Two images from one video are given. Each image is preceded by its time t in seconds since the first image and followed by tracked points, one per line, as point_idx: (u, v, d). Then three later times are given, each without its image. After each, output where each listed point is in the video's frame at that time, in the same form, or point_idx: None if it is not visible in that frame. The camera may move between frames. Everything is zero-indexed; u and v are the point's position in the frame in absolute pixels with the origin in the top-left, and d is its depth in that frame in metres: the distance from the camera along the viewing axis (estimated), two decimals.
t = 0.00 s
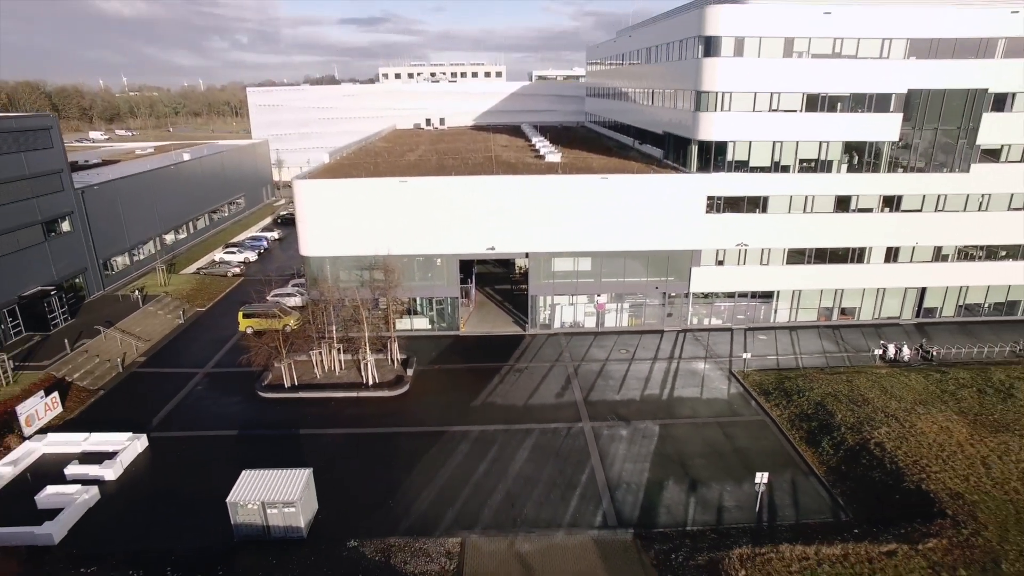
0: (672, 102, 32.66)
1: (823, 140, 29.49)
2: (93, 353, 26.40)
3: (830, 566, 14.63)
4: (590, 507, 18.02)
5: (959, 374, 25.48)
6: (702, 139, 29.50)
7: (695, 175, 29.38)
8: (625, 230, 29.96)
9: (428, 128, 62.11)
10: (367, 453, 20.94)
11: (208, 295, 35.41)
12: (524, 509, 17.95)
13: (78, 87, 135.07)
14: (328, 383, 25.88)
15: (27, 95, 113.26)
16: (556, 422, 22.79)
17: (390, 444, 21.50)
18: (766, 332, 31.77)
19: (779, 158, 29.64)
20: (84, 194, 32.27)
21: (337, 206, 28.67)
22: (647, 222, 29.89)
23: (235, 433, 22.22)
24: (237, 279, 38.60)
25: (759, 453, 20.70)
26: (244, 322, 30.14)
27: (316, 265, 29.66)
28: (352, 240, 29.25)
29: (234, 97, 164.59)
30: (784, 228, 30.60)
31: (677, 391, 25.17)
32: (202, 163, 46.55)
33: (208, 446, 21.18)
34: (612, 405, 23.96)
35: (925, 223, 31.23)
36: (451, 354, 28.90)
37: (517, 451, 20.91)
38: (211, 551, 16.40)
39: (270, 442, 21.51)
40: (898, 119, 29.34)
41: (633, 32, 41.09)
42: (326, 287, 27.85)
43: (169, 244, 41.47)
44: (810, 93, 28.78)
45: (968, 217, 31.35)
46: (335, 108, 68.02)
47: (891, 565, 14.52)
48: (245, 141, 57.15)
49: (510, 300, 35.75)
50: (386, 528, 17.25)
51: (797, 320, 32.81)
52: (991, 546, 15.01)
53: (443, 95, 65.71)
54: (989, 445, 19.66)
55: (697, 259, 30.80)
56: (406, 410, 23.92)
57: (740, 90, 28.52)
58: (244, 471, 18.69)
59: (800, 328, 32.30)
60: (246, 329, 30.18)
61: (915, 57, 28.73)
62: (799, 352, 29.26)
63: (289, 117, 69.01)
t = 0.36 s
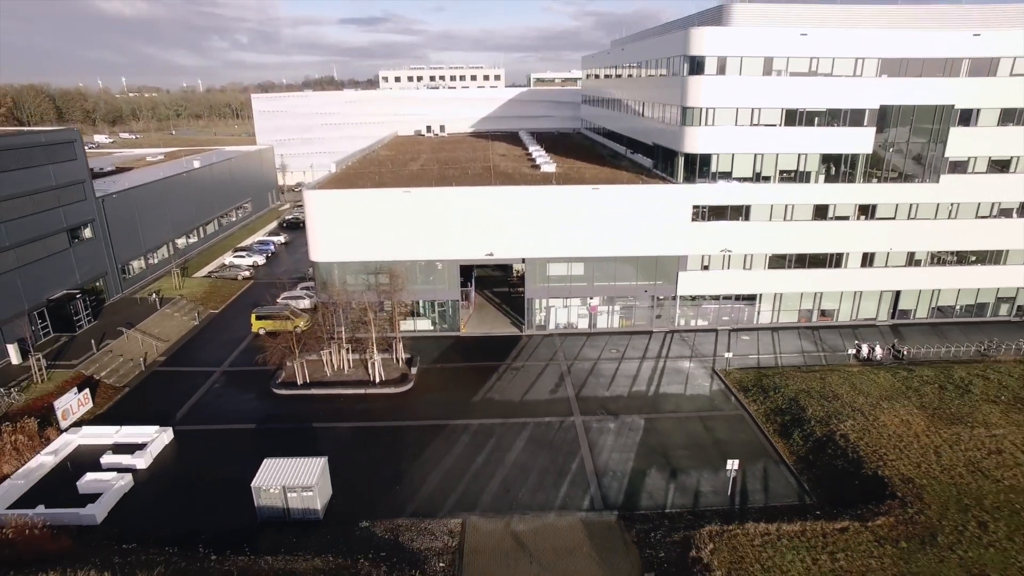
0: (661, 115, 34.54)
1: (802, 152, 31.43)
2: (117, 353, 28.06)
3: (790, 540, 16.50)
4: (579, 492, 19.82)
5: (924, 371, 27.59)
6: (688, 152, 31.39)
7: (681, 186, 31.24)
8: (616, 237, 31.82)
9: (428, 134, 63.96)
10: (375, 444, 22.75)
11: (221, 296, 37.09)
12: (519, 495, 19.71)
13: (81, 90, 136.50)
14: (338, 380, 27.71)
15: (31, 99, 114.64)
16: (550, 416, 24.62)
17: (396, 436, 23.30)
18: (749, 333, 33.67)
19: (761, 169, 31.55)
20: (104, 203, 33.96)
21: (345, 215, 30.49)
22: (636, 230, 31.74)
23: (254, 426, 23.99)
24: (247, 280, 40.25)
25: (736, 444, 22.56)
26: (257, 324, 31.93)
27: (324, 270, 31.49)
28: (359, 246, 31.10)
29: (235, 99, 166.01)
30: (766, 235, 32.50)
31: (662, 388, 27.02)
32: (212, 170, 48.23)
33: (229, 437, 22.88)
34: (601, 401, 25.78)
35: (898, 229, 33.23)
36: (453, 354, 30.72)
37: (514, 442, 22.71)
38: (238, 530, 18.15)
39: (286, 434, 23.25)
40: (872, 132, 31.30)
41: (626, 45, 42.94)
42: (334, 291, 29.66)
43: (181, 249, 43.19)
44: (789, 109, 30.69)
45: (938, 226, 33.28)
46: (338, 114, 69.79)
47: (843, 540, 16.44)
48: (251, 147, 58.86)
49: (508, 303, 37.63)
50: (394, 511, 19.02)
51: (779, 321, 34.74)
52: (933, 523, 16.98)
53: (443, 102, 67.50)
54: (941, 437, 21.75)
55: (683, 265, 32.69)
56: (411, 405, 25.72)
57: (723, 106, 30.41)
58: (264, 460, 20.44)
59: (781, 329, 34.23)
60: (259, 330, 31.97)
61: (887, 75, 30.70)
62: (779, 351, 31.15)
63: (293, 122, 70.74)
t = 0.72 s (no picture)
0: (648, 127, 36.42)
1: (779, 163, 33.45)
2: (136, 352, 29.63)
3: (755, 519, 18.48)
4: (568, 479, 21.66)
5: (891, 368, 29.73)
6: (672, 162, 33.32)
7: (667, 195, 33.17)
8: (605, 243, 33.71)
9: (426, 140, 65.78)
10: (379, 435, 24.55)
11: (229, 298, 38.76)
12: (513, 481, 21.53)
13: (81, 92, 137.44)
14: (344, 376, 29.32)
15: (33, 102, 115.75)
16: (542, 410, 26.51)
17: (399, 428, 25.08)
18: (731, 333, 35.65)
19: (741, 179, 33.54)
20: (120, 210, 35.50)
21: (350, 223, 32.33)
22: (624, 236, 33.63)
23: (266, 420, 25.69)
24: (254, 283, 41.91)
25: (712, 435, 24.49)
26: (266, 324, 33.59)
27: (330, 275, 33.33)
28: (362, 252, 32.94)
29: (233, 101, 167.06)
30: (747, 241, 34.44)
31: (647, 384, 28.94)
32: (218, 176, 49.83)
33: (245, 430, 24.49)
34: (590, 396, 27.66)
35: (872, 235, 35.34)
36: (452, 353, 32.56)
37: (508, 435, 24.57)
38: (257, 513, 19.84)
39: (298, 426, 24.99)
40: (845, 144, 33.42)
41: (617, 57, 44.88)
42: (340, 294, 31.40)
43: (190, 252, 44.81)
44: (767, 122, 32.68)
45: (910, 231, 35.44)
46: (338, 119, 71.43)
47: (801, 519, 18.49)
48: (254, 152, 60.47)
49: (503, 304, 39.50)
50: (399, 494, 20.76)
51: (760, 322, 36.72)
52: (882, 503, 19.15)
53: (441, 108, 69.30)
54: (899, 427, 23.96)
55: (669, 268, 34.63)
56: (412, 400, 27.52)
57: (705, 119, 32.37)
58: (279, 450, 22.17)
59: (762, 329, 36.24)
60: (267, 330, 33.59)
61: (860, 91, 32.77)
62: (758, 350, 33.10)
63: (294, 127, 72.27)
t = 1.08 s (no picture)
0: (635, 137, 38.42)
1: (758, 171, 35.55)
2: (151, 352, 31.27)
3: (726, 500, 20.49)
4: (557, 466, 23.49)
5: (860, 365, 31.93)
6: (657, 171, 35.34)
7: (652, 201, 35.16)
8: (594, 247, 35.67)
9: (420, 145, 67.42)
10: (382, 428, 26.36)
11: (236, 299, 40.45)
12: (506, 468, 23.36)
13: (79, 95, 138.42)
14: (348, 373, 31.11)
15: (33, 106, 116.84)
16: (533, 405, 28.39)
17: (400, 421, 26.89)
18: (713, 332, 37.70)
19: (722, 187, 35.61)
20: (133, 216, 37.09)
21: (353, 230, 34.15)
22: (612, 240, 35.58)
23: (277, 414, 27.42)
24: (258, 285, 43.60)
25: (692, 426, 26.44)
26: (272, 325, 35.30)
27: (333, 278, 35.14)
28: (364, 257, 34.77)
29: (230, 103, 168.15)
30: (728, 245, 36.46)
31: (633, 380, 30.87)
32: (223, 182, 51.49)
33: (258, 422, 26.23)
34: (579, 392, 29.60)
35: (846, 239, 37.62)
36: (449, 352, 34.42)
37: (502, 427, 26.42)
38: (273, 497, 21.56)
39: (307, 420, 26.74)
40: (820, 153, 35.70)
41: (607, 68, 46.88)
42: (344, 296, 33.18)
43: (196, 255, 46.45)
44: (746, 133, 34.77)
45: (882, 235, 37.91)
46: (337, 124, 73.14)
47: (767, 500, 20.53)
48: (256, 158, 62.10)
49: (498, 305, 41.40)
50: (402, 480, 22.56)
51: (741, 321, 38.78)
52: (840, 486, 21.35)
53: (437, 113, 71.17)
54: (862, 419, 26.19)
55: (654, 271, 36.62)
56: (413, 396, 29.34)
57: (688, 131, 34.40)
58: (291, 441, 23.90)
59: (743, 328, 38.32)
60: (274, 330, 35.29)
61: (833, 104, 35.08)
62: (738, 347, 35.12)
63: (293, 132, 73.89)
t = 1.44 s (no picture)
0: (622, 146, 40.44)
1: (737, 179, 37.62)
2: (163, 352, 32.89)
3: (699, 483, 22.54)
4: (545, 456, 25.36)
5: (831, 362, 34.11)
6: (642, 180, 37.33)
7: (638, 208, 37.16)
8: (583, 251, 37.62)
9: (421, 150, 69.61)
10: (383, 422, 28.17)
11: (241, 301, 42.14)
12: (499, 458, 25.21)
13: (76, 98, 139.23)
14: (349, 372, 32.94)
15: (31, 110, 117.69)
16: (524, 400, 30.28)
17: (400, 416, 28.72)
18: (696, 331, 39.73)
19: (705, 194, 37.71)
20: (143, 222, 38.68)
21: (354, 235, 35.96)
22: (600, 245, 37.53)
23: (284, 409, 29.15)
24: (262, 287, 45.29)
25: (672, 419, 28.43)
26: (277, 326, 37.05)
27: (335, 281, 36.94)
28: (365, 261, 36.60)
29: (226, 105, 169.18)
30: (710, 249, 38.51)
31: (618, 376, 32.83)
32: (226, 188, 53.14)
33: (268, 416, 27.94)
34: (567, 388, 31.54)
35: (822, 243, 39.80)
36: (446, 351, 36.26)
37: (495, 421, 28.28)
38: (284, 485, 23.27)
39: (313, 415, 28.49)
40: (795, 162, 37.84)
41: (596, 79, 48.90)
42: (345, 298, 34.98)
43: (201, 259, 48.06)
44: (726, 143, 36.86)
45: (856, 238, 40.22)
46: (335, 129, 74.86)
47: (737, 484, 22.61)
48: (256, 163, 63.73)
49: (492, 307, 43.30)
50: (403, 469, 24.41)
51: (723, 321, 40.82)
52: (803, 471, 23.57)
53: (433, 119, 73.05)
54: (829, 411, 28.39)
55: (640, 274, 38.61)
56: (412, 392, 31.15)
57: (671, 141, 36.45)
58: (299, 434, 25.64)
59: (724, 327, 40.41)
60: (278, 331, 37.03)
61: (807, 115, 37.31)
62: (719, 346, 37.15)
63: (292, 137, 75.52)
